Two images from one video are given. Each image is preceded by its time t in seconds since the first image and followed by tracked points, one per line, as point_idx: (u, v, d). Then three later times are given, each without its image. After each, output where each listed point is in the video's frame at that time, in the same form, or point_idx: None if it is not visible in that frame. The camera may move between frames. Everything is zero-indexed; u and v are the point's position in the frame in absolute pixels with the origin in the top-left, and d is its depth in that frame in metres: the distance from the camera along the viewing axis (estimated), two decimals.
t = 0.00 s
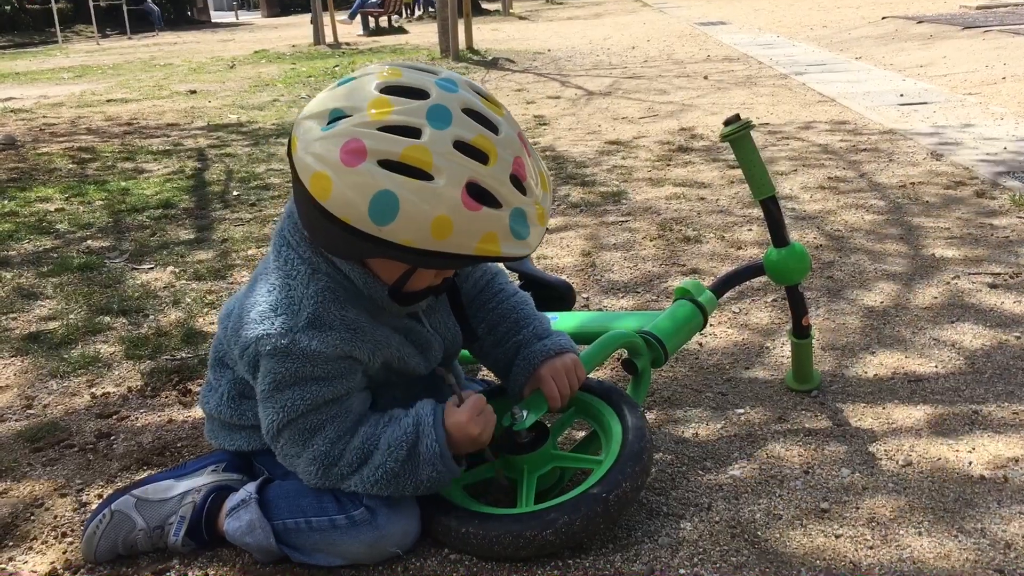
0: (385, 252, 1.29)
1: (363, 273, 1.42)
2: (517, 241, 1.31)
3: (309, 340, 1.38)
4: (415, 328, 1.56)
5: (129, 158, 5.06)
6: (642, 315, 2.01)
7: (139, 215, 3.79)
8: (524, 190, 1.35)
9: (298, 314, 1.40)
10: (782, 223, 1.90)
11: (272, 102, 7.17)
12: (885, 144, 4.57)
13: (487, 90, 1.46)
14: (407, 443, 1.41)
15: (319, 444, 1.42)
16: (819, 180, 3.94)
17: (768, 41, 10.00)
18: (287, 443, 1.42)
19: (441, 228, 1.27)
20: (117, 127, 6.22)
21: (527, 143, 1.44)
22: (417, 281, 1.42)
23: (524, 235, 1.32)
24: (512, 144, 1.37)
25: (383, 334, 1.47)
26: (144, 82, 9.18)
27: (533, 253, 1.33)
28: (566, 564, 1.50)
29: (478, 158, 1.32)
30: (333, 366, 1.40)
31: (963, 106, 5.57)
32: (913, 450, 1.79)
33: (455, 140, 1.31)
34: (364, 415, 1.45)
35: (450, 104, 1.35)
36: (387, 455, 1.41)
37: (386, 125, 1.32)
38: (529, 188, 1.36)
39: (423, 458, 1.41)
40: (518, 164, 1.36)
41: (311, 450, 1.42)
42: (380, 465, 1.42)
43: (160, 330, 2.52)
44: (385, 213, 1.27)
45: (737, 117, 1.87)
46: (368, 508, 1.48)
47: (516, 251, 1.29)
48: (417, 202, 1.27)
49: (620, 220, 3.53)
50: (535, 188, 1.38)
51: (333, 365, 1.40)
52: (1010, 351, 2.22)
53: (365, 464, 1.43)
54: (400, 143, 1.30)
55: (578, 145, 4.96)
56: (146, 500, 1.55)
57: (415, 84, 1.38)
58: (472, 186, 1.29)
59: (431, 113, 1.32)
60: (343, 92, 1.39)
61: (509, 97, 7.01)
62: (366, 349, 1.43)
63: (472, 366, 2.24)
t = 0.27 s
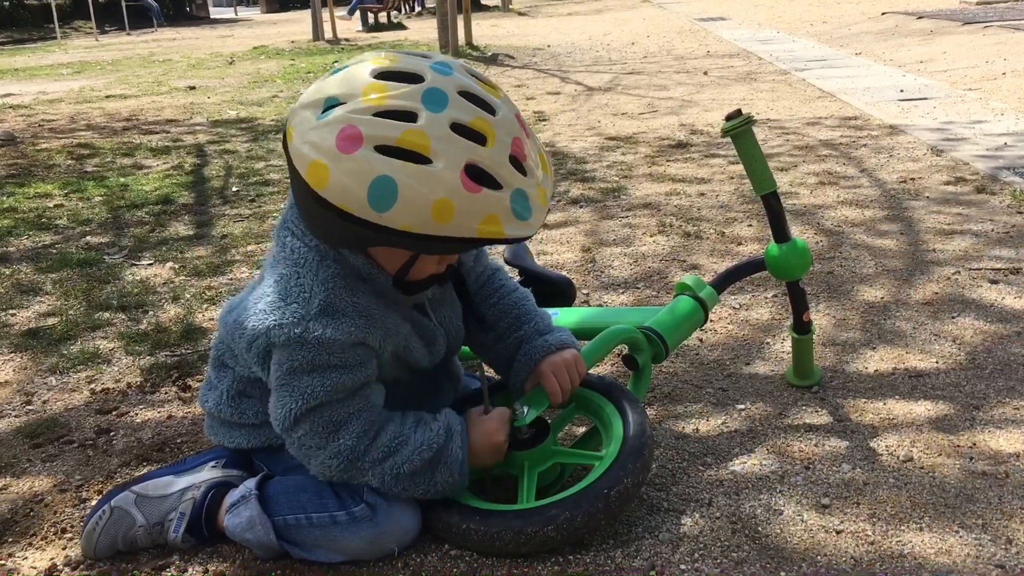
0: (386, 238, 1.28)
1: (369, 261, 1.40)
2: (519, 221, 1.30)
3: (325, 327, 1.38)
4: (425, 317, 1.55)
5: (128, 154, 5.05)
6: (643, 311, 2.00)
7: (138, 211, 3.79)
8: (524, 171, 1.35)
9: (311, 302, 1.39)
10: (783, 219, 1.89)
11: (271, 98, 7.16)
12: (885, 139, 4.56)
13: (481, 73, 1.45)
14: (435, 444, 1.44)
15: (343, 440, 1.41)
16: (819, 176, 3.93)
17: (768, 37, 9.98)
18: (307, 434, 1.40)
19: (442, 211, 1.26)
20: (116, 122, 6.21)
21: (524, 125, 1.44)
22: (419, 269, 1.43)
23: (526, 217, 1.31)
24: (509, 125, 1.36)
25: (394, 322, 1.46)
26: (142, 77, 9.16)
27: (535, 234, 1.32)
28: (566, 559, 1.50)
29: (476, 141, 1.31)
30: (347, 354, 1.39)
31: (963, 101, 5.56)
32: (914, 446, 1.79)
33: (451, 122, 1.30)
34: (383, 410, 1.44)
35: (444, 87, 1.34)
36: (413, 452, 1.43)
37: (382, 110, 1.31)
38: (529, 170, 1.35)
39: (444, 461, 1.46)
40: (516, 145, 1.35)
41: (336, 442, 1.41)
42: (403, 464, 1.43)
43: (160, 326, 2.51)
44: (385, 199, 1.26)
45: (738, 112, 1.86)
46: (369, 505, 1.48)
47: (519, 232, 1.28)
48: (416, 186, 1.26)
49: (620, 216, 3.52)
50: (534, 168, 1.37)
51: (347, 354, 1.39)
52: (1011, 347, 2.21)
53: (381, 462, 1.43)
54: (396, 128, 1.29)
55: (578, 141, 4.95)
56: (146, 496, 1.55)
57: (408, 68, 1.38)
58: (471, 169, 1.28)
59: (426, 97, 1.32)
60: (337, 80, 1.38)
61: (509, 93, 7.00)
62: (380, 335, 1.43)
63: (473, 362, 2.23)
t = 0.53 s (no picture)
0: (365, 190, 1.28)
1: (351, 242, 1.42)
2: (490, 151, 1.31)
3: (303, 324, 1.38)
4: (413, 309, 1.55)
5: (126, 151, 5.04)
6: (642, 308, 2.00)
7: (136, 208, 3.78)
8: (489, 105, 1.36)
9: (291, 300, 1.40)
10: (782, 215, 1.89)
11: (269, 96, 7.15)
12: (883, 136, 4.56)
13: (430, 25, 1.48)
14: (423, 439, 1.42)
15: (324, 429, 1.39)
16: (818, 173, 3.93)
17: (765, 34, 9.97)
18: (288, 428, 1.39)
19: (415, 148, 1.26)
20: (114, 120, 6.19)
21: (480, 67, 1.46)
22: (404, 232, 1.42)
23: (498, 147, 1.33)
24: (465, 62, 1.38)
25: (378, 316, 1.47)
26: (140, 75, 9.15)
27: (510, 165, 1.33)
28: (565, 557, 1.50)
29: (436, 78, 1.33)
30: (327, 350, 1.39)
31: (961, 99, 5.57)
32: (913, 443, 1.79)
33: (408, 61, 1.32)
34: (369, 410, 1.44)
35: (396, 32, 1.36)
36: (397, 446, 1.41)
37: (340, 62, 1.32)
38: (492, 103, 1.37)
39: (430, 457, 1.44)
40: (476, 79, 1.37)
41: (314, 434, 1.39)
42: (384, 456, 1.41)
43: (157, 324, 2.51)
44: (356, 146, 1.26)
45: (737, 109, 1.86)
46: (367, 501, 1.49)
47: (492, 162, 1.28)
48: (385, 126, 1.26)
49: (618, 213, 3.52)
50: (498, 103, 1.39)
51: (327, 350, 1.39)
52: (1009, 343, 2.21)
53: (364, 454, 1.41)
54: (355, 74, 1.30)
55: (576, 139, 4.94)
56: (144, 494, 1.55)
57: (358, 24, 1.40)
58: (435, 102, 1.29)
59: (379, 43, 1.34)
60: (291, 50, 1.40)
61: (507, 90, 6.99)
62: (361, 330, 1.43)
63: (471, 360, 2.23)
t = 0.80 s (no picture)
0: (340, 162, 1.32)
1: (334, 223, 1.43)
2: (462, 124, 1.35)
3: (288, 303, 1.38)
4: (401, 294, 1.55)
5: (123, 152, 5.03)
6: (639, 309, 2.00)
7: (133, 209, 3.77)
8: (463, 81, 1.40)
9: (275, 279, 1.40)
10: (778, 215, 1.89)
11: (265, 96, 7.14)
12: (879, 137, 4.57)
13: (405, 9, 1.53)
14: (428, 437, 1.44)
15: (333, 424, 1.39)
16: (814, 174, 3.94)
17: (762, 34, 9.98)
18: (294, 423, 1.39)
19: (386, 120, 1.30)
20: (110, 121, 6.18)
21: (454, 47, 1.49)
22: (383, 213, 1.43)
23: (471, 120, 1.36)
24: (437, 40, 1.42)
25: (363, 295, 1.46)
26: (136, 75, 9.13)
27: (484, 138, 1.37)
28: (563, 557, 1.50)
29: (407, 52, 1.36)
30: (313, 328, 1.38)
31: (957, 99, 5.57)
32: (910, 442, 1.79)
33: (379, 37, 1.36)
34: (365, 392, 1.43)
35: (367, 12, 1.40)
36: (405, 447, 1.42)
37: (312, 39, 1.37)
38: (465, 79, 1.40)
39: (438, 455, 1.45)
40: (450, 56, 1.40)
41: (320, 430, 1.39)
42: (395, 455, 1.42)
43: (154, 324, 2.51)
44: (327, 119, 1.30)
45: (733, 109, 1.86)
46: (364, 502, 1.48)
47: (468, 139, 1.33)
48: (355, 99, 1.30)
49: (615, 213, 3.52)
50: (473, 80, 1.42)
51: (314, 327, 1.38)
52: (1005, 344, 2.22)
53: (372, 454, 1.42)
54: (326, 50, 1.34)
55: (573, 139, 4.95)
56: (140, 495, 1.55)
57: (332, 7, 1.44)
58: (406, 75, 1.33)
59: (350, 22, 1.38)
60: (268, 35, 1.45)
61: (503, 91, 6.99)
62: (348, 309, 1.43)
63: (469, 360, 2.23)
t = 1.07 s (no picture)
0: (318, 145, 1.33)
1: (316, 213, 1.45)
2: (438, 105, 1.36)
3: (271, 297, 1.39)
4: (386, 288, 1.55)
5: (121, 155, 5.03)
6: (636, 312, 2.00)
7: (130, 212, 3.77)
8: (438, 65, 1.41)
9: (258, 274, 1.41)
10: (774, 218, 1.90)
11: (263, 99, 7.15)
12: (876, 139, 4.58)
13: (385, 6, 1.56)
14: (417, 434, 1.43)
15: (314, 410, 1.40)
16: (812, 176, 3.94)
17: (759, 37, 10.00)
18: (280, 415, 1.41)
19: (360, 100, 1.31)
20: (109, 124, 6.18)
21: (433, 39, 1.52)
22: (364, 203, 1.44)
23: (447, 101, 1.37)
24: (414, 28, 1.44)
25: (347, 288, 1.46)
26: (134, 78, 9.13)
27: (459, 119, 1.38)
28: (559, 560, 1.50)
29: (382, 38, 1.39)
30: (297, 320, 1.39)
31: (954, 101, 5.59)
32: (906, 445, 1.80)
33: (354, 24, 1.38)
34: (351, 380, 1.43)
35: (344, 4, 1.43)
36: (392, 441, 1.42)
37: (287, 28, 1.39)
38: (441, 65, 1.42)
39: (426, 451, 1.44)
40: (424, 41, 1.42)
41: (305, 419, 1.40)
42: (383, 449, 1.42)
43: (151, 328, 2.51)
44: (302, 100, 1.31)
45: (729, 112, 1.86)
46: (361, 505, 1.49)
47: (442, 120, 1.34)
48: (329, 80, 1.31)
49: (613, 216, 3.53)
50: (448, 66, 1.44)
51: (297, 319, 1.39)
52: (1002, 346, 2.22)
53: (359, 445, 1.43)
54: (301, 37, 1.37)
55: (571, 141, 4.95)
56: (137, 498, 1.55)
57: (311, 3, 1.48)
58: (380, 57, 1.35)
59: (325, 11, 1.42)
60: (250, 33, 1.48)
61: (501, 93, 7.00)
62: (331, 299, 1.43)
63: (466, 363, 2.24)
